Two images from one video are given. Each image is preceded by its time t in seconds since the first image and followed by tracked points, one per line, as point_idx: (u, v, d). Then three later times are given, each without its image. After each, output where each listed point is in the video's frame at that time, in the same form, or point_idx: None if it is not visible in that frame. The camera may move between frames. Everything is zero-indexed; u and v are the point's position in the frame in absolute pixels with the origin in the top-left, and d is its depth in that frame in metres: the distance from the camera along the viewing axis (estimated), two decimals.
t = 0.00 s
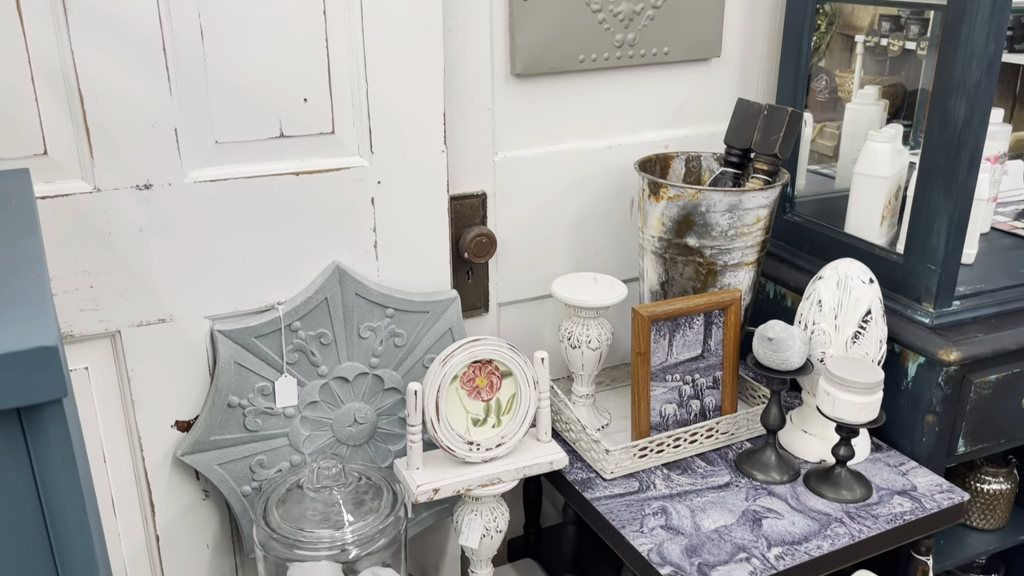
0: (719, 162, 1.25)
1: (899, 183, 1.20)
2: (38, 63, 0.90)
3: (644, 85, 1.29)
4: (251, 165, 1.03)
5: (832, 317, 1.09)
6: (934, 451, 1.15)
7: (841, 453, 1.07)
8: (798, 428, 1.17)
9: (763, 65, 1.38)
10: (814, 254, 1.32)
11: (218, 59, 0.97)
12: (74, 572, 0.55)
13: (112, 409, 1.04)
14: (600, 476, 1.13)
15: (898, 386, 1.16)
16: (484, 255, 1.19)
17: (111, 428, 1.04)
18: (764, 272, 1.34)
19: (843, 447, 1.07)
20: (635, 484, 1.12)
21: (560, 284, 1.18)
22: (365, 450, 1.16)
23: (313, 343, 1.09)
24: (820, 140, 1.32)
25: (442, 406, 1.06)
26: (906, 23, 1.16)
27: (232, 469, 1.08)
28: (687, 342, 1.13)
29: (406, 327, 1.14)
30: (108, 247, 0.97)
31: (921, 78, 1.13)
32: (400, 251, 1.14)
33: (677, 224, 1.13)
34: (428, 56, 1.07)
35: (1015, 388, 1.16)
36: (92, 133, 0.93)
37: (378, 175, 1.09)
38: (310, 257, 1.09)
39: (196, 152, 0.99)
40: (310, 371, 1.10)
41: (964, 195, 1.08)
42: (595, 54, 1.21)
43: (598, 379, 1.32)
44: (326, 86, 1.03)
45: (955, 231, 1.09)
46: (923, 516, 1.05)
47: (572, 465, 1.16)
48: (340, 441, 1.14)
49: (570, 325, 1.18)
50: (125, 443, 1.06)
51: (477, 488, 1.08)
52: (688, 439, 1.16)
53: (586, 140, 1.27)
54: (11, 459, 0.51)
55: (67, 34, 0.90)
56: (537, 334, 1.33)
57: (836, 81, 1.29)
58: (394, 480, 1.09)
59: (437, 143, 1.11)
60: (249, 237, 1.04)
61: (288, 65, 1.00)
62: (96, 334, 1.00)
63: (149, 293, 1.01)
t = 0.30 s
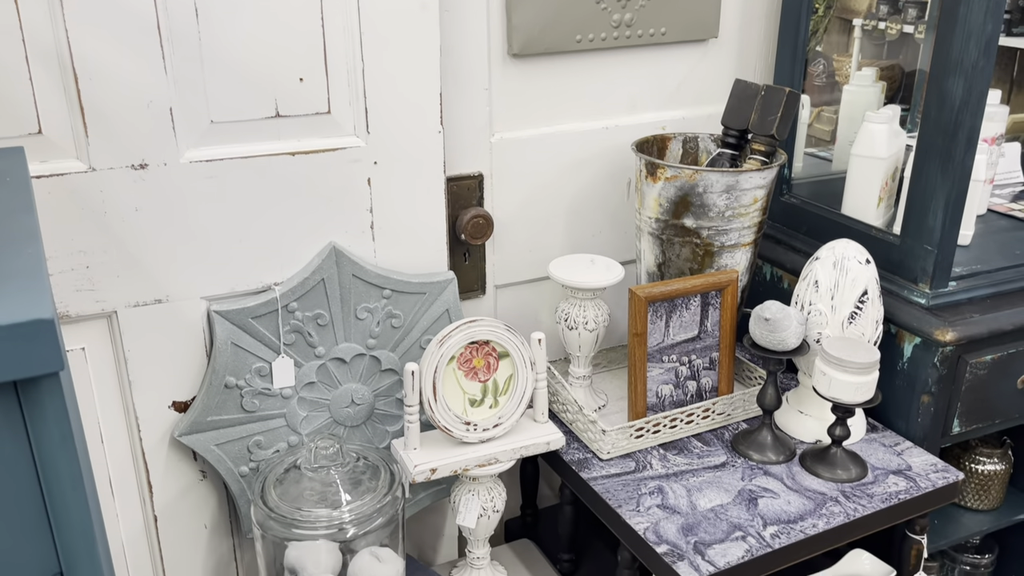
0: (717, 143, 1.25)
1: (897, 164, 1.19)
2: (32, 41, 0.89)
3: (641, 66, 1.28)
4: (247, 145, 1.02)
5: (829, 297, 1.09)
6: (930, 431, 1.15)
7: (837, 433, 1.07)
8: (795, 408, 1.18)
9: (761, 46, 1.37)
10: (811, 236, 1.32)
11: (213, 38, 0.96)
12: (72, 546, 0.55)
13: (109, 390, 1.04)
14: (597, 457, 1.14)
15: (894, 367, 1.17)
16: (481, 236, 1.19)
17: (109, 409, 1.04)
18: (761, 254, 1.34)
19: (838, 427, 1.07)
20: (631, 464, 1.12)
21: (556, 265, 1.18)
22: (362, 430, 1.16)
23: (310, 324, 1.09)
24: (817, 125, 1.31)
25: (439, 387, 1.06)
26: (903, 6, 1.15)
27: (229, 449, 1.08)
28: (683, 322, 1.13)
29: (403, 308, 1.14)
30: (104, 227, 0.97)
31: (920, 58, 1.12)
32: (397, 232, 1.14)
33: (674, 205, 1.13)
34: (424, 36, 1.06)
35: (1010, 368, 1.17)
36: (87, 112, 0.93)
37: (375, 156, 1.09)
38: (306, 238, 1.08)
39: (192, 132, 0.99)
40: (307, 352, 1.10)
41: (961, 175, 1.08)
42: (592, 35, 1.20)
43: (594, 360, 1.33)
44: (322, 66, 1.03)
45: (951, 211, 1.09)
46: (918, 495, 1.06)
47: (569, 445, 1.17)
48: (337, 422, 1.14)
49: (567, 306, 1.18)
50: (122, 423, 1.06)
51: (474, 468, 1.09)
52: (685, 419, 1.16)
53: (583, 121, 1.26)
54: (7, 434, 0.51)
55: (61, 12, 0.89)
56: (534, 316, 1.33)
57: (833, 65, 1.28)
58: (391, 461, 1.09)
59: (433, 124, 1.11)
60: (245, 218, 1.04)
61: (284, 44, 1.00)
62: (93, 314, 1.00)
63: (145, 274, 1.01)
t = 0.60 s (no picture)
0: (715, 127, 1.25)
1: (895, 148, 1.19)
2: (27, 22, 0.88)
3: (639, 49, 1.28)
4: (245, 128, 1.02)
5: (827, 281, 1.10)
6: (926, 414, 1.16)
7: (834, 416, 1.08)
8: (792, 392, 1.18)
9: (759, 29, 1.37)
10: (809, 220, 1.32)
11: (210, 19, 0.96)
12: (73, 522, 0.56)
13: (107, 373, 1.04)
14: (595, 440, 1.14)
15: (891, 350, 1.17)
16: (479, 220, 1.19)
17: (107, 393, 1.04)
18: (759, 238, 1.34)
19: (836, 410, 1.07)
20: (629, 447, 1.12)
21: (555, 249, 1.18)
22: (361, 414, 1.17)
23: (308, 307, 1.09)
24: (815, 111, 1.31)
25: (438, 370, 1.06)
26: None
27: (228, 432, 1.08)
28: (681, 306, 1.14)
29: (401, 291, 1.14)
30: (101, 209, 0.97)
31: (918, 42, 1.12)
32: (396, 216, 1.14)
33: (672, 188, 1.12)
34: (422, 18, 1.06)
35: (1007, 352, 1.17)
36: (83, 94, 0.92)
37: (372, 139, 1.09)
38: (304, 221, 1.08)
39: (189, 114, 0.98)
40: (305, 335, 1.10)
41: (960, 158, 1.07)
42: (591, 17, 1.20)
43: (592, 344, 1.33)
44: (319, 48, 1.02)
45: (949, 194, 1.09)
46: (914, 477, 1.06)
47: (567, 429, 1.17)
48: (336, 405, 1.14)
49: (565, 290, 1.18)
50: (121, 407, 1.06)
51: (473, 451, 1.09)
52: (682, 403, 1.16)
53: (582, 105, 1.26)
54: (7, 411, 0.52)
55: None
56: (532, 300, 1.33)
57: (831, 50, 1.28)
58: (390, 444, 1.10)
59: (431, 106, 1.10)
60: (243, 201, 1.04)
61: (281, 26, 0.99)
62: (91, 297, 0.99)
63: (143, 257, 1.00)
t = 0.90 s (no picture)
0: (714, 111, 1.25)
1: (893, 133, 1.19)
2: (26, 4, 0.88)
3: (638, 34, 1.27)
4: (244, 111, 1.02)
5: (825, 265, 1.10)
6: (923, 398, 1.16)
7: (831, 399, 1.08)
8: (790, 375, 1.19)
9: (759, 14, 1.37)
10: (807, 205, 1.33)
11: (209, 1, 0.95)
12: (78, 500, 0.57)
13: (108, 357, 1.04)
14: (594, 423, 1.15)
15: (889, 334, 1.17)
16: (478, 205, 1.19)
17: (107, 376, 1.05)
18: (757, 223, 1.34)
19: (833, 394, 1.08)
20: (628, 431, 1.13)
21: (554, 233, 1.18)
22: (361, 397, 1.17)
23: (308, 292, 1.09)
24: (814, 98, 1.31)
25: (438, 354, 1.07)
26: None
27: (228, 416, 1.09)
28: (680, 290, 1.14)
29: (401, 276, 1.15)
30: (101, 193, 0.97)
31: (917, 26, 1.12)
32: (395, 200, 1.14)
33: (671, 172, 1.13)
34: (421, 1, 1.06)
35: (1004, 336, 1.18)
36: (83, 77, 0.92)
37: (372, 123, 1.09)
38: (305, 205, 1.08)
39: (188, 97, 0.98)
40: (305, 319, 1.10)
41: (959, 142, 1.08)
42: (591, 1, 1.19)
43: (591, 329, 1.33)
44: (319, 31, 1.02)
45: (948, 179, 1.10)
46: (911, 460, 1.07)
47: (566, 412, 1.18)
48: (336, 389, 1.15)
49: (564, 275, 1.18)
50: (122, 391, 1.06)
51: (473, 434, 1.09)
52: (681, 387, 1.17)
53: (581, 90, 1.26)
54: (11, 391, 0.52)
55: None
56: (531, 285, 1.33)
57: (829, 36, 1.28)
58: (390, 427, 1.10)
59: (431, 90, 1.10)
60: (243, 185, 1.04)
61: (280, 9, 0.99)
62: (91, 281, 0.99)
63: (143, 240, 1.00)
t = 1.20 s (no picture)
0: (713, 97, 1.25)
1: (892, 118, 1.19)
2: None
3: (637, 19, 1.27)
4: (243, 95, 1.01)
5: (823, 250, 1.10)
6: (920, 382, 1.17)
7: (829, 383, 1.09)
8: (787, 360, 1.19)
9: None
10: (805, 190, 1.33)
11: None
12: (80, 479, 0.57)
13: (107, 341, 1.04)
14: (592, 408, 1.15)
15: (886, 319, 1.18)
16: (477, 189, 1.19)
17: (107, 360, 1.05)
18: (756, 209, 1.34)
19: (831, 378, 1.09)
20: (626, 415, 1.14)
21: (553, 218, 1.18)
22: (360, 382, 1.17)
23: (307, 276, 1.09)
24: (811, 85, 1.31)
25: (437, 338, 1.07)
26: None
27: (228, 400, 1.09)
28: (678, 276, 1.14)
29: (399, 261, 1.15)
30: (99, 177, 0.97)
31: (916, 11, 1.12)
32: (393, 185, 1.14)
33: (670, 157, 1.13)
34: None
35: (1000, 321, 1.18)
36: (80, 60, 0.92)
37: (370, 107, 1.08)
38: (303, 190, 1.08)
39: (186, 81, 0.98)
40: (304, 304, 1.10)
41: (957, 127, 1.08)
42: None
43: (589, 314, 1.34)
44: (317, 15, 1.02)
45: (946, 164, 1.10)
46: (907, 444, 1.07)
47: (565, 397, 1.18)
48: (335, 374, 1.15)
49: (563, 260, 1.18)
50: (121, 375, 1.06)
51: (471, 419, 1.10)
52: (679, 371, 1.17)
53: (579, 75, 1.26)
54: (14, 369, 0.53)
55: None
56: (530, 270, 1.34)
57: (828, 24, 1.27)
58: (390, 411, 1.11)
59: (429, 75, 1.10)
60: (241, 169, 1.04)
61: None
62: (90, 265, 0.99)
63: (141, 225, 1.00)
